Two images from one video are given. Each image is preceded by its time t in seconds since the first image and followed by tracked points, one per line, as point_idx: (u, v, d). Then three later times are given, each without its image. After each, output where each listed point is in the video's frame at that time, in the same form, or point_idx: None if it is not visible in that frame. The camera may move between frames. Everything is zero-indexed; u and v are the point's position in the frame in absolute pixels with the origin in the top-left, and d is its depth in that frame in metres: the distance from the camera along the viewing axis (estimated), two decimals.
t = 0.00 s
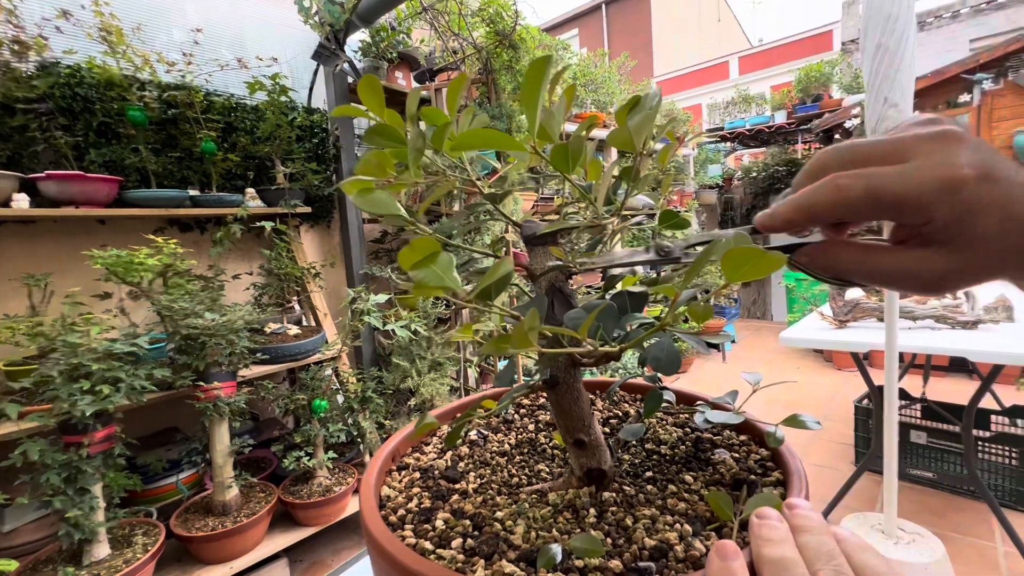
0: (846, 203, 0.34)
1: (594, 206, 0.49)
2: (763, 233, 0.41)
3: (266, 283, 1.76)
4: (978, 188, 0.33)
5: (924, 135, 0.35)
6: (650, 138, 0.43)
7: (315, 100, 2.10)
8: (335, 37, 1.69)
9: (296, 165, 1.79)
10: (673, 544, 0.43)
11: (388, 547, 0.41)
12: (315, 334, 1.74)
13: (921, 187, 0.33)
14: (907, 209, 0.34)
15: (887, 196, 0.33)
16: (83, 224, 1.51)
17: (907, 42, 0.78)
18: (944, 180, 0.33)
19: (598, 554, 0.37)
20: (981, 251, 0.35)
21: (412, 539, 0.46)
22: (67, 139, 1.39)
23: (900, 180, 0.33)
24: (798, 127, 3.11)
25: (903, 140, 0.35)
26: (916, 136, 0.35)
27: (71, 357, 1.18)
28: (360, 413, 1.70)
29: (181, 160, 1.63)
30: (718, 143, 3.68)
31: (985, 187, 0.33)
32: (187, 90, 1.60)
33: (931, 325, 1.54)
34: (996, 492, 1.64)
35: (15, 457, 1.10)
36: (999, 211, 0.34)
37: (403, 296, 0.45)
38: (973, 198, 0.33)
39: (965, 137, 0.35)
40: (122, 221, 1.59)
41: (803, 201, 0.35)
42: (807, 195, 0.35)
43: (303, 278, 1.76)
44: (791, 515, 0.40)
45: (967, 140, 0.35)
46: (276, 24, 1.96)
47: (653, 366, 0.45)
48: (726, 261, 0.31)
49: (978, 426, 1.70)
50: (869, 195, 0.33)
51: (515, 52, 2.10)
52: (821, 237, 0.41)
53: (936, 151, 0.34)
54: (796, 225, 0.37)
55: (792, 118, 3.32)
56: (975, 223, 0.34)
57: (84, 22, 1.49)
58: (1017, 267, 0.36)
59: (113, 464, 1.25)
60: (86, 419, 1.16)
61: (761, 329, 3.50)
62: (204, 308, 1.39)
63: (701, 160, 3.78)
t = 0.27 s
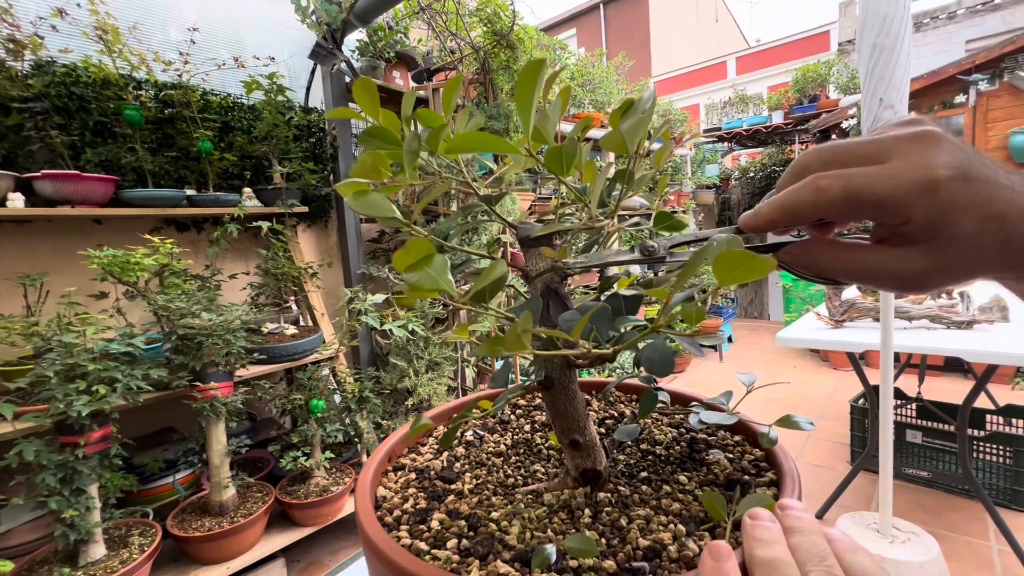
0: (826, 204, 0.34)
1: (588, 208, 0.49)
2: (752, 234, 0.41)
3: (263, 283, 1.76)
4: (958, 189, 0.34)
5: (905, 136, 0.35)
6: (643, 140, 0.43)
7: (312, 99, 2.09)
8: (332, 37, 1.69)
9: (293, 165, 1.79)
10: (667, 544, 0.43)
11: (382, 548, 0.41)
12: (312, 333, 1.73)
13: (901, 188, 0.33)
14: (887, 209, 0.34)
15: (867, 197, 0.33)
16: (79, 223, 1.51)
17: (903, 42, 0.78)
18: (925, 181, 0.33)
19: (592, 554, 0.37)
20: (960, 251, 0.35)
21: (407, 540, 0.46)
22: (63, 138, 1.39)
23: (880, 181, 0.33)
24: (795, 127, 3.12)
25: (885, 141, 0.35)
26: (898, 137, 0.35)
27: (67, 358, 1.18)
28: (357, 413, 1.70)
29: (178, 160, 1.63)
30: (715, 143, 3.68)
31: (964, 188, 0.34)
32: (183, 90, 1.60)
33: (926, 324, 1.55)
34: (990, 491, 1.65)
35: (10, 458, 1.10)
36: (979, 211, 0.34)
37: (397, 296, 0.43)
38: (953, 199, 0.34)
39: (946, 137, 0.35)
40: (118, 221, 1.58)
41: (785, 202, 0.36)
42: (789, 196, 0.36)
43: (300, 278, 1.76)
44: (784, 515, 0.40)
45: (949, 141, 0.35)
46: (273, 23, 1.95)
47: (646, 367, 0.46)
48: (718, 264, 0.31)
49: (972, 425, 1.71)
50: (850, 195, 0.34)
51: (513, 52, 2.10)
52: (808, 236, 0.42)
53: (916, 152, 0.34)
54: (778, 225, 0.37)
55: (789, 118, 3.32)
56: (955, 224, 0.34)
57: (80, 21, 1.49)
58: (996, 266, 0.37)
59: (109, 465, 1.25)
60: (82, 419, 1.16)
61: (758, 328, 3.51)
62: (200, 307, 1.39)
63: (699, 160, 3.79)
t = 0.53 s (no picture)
0: (817, 209, 0.35)
1: (584, 210, 0.49)
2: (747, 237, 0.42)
3: (259, 283, 1.75)
4: (948, 192, 0.34)
5: (897, 138, 0.35)
6: (639, 143, 0.43)
7: (308, 98, 2.09)
8: (328, 36, 1.69)
9: (288, 164, 1.78)
10: (662, 545, 0.44)
11: (377, 550, 0.41)
12: (308, 333, 1.73)
13: (891, 192, 0.33)
14: (877, 213, 0.34)
15: (857, 201, 0.34)
16: (73, 223, 1.50)
17: (898, 43, 0.78)
18: (915, 185, 0.33)
19: (588, 556, 0.37)
20: (947, 252, 0.36)
21: (403, 542, 0.46)
22: (56, 137, 1.38)
23: (871, 186, 0.33)
24: (791, 128, 3.13)
25: (876, 143, 0.35)
26: (890, 138, 0.35)
27: (60, 358, 1.17)
28: (354, 413, 1.70)
29: (172, 159, 1.62)
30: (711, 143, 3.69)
31: (953, 191, 0.34)
32: (178, 88, 1.59)
33: (920, 325, 1.56)
34: (983, 489, 1.66)
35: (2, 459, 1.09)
36: (968, 213, 0.34)
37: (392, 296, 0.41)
38: (943, 202, 0.34)
39: (939, 138, 0.35)
40: (112, 220, 1.57)
41: (776, 206, 0.36)
42: (780, 200, 0.36)
43: (296, 278, 1.76)
44: (778, 516, 0.40)
45: (941, 141, 0.35)
46: (268, 22, 1.94)
47: (641, 369, 0.46)
48: (712, 267, 0.31)
49: (965, 424, 1.73)
50: (840, 200, 0.34)
51: (510, 52, 2.10)
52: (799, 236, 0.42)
53: (907, 155, 0.34)
54: (770, 228, 0.37)
55: (785, 119, 3.34)
56: (944, 226, 0.35)
57: (73, 19, 1.47)
58: (983, 264, 0.37)
59: (103, 465, 1.24)
60: (75, 420, 1.15)
61: (753, 328, 3.53)
62: (195, 307, 1.38)
63: (695, 160, 3.79)
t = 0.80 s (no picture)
0: (814, 210, 0.35)
1: (583, 210, 0.49)
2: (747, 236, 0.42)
3: (256, 282, 1.75)
4: (946, 194, 0.34)
5: (896, 139, 0.35)
6: (638, 143, 0.43)
7: (306, 97, 2.08)
8: (326, 34, 1.68)
9: (286, 163, 1.78)
10: (661, 546, 0.43)
11: (375, 552, 0.41)
12: (305, 333, 1.72)
13: (888, 194, 0.33)
14: (875, 214, 0.34)
15: (854, 203, 0.34)
16: (69, 222, 1.49)
17: (897, 43, 0.78)
18: (912, 186, 0.33)
19: (587, 558, 0.37)
20: (944, 254, 0.36)
21: (401, 543, 0.46)
22: (52, 136, 1.37)
23: (867, 188, 0.33)
24: (789, 128, 3.13)
25: (875, 144, 0.35)
26: (888, 140, 0.35)
27: (56, 358, 1.16)
28: (352, 413, 1.69)
29: (169, 157, 1.61)
30: (709, 143, 3.69)
31: (952, 193, 0.34)
32: (175, 86, 1.58)
33: (918, 324, 1.56)
34: (980, 488, 1.66)
35: None
36: (966, 215, 0.34)
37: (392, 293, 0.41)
38: (942, 203, 0.34)
39: (938, 140, 0.35)
40: (109, 219, 1.56)
41: (774, 207, 0.36)
42: (777, 201, 0.36)
43: (294, 277, 1.75)
44: (778, 517, 0.40)
45: (939, 142, 0.35)
46: (266, 20, 1.93)
47: (640, 369, 0.46)
48: (713, 268, 0.31)
49: (962, 424, 1.73)
50: (837, 202, 0.34)
51: (508, 51, 2.09)
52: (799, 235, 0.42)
53: (905, 156, 0.34)
54: (766, 229, 0.38)
55: (783, 118, 3.34)
56: (942, 228, 0.35)
57: (69, 16, 1.47)
58: (980, 266, 0.37)
59: (100, 466, 1.23)
60: (72, 420, 1.15)
61: (751, 327, 3.53)
62: (192, 306, 1.38)
63: (693, 160, 3.79)
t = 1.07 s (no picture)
0: (809, 216, 0.34)
1: (581, 211, 0.49)
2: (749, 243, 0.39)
3: (258, 282, 1.75)
4: (939, 200, 0.34)
5: (890, 144, 0.35)
6: (635, 145, 0.43)
7: (308, 97, 2.08)
8: (328, 34, 1.68)
9: (288, 163, 1.79)
10: (658, 547, 0.44)
11: (373, 552, 0.41)
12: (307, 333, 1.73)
13: (884, 200, 0.33)
14: (870, 220, 0.34)
15: (850, 209, 0.33)
16: (72, 221, 1.50)
17: (899, 43, 0.78)
18: (906, 193, 0.33)
19: (583, 558, 0.37)
20: (935, 258, 0.37)
21: (398, 543, 0.46)
22: (55, 136, 1.38)
23: (863, 193, 0.33)
24: (791, 127, 3.13)
25: (869, 149, 0.35)
26: (882, 146, 0.35)
27: (59, 357, 1.17)
28: (353, 412, 1.70)
29: (172, 157, 1.62)
30: (711, 142, 3.69)
31: (945, 199, 0.34)
32: (177, 87, 1.59)
33: (919, 324, 1.56)
34: (981, 489, 1.66)
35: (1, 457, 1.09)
36: (959, 220, 0.35)
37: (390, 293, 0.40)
38: (934, 209, 0.34)
39: (932, 145, 0.35)
40: (111, 219, 1.57)
41: (768, 212, 0.35)
42: (772, 206, 0.35)
43: (295, 277, 1.76)
44: (774, 518, 0.41)
45: (933, 147, 0.35)
46: (267, 20, 1.94)
47: (637, 371, 0.46)
48: (707, 271, 0.31)
49: (964, 424, 1.73)
50: (833, 207, 0.34)
51: (509, 50, 2.09)
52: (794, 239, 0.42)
53: (899, 162, 0.34)
54: (761, 235, 0.36)
55: (785, 118, 3.33)
56: (934, 233, 0.35)
57: (72, 17, 1.47)
58: (969, 270, 0.38)
59: (102, 464, 1.24)
60: (75, 419, 1.15)
61: (753, 327, 3.53)
62: (194, 306, 1.38)
63: (695, 159, 3.78)
